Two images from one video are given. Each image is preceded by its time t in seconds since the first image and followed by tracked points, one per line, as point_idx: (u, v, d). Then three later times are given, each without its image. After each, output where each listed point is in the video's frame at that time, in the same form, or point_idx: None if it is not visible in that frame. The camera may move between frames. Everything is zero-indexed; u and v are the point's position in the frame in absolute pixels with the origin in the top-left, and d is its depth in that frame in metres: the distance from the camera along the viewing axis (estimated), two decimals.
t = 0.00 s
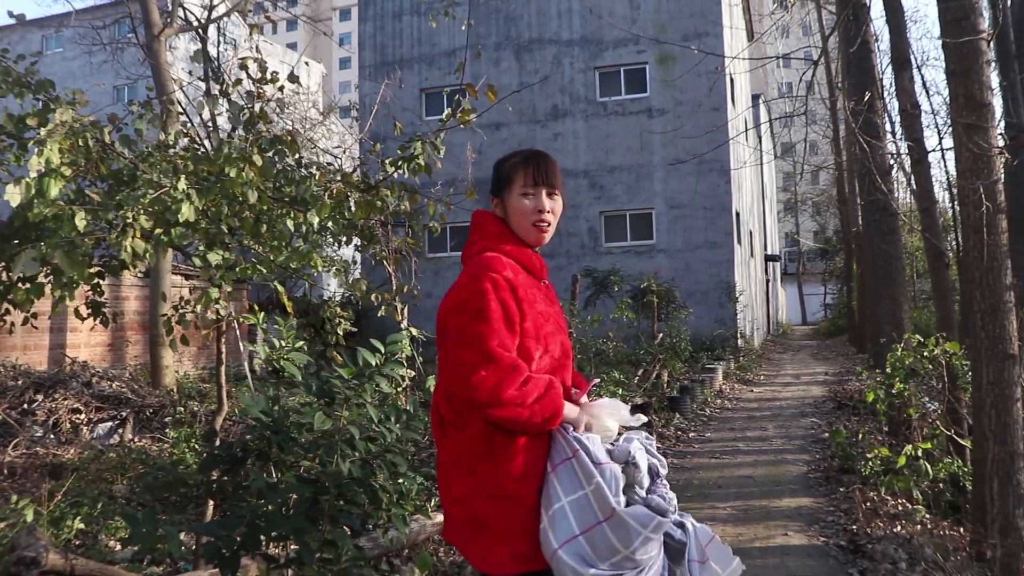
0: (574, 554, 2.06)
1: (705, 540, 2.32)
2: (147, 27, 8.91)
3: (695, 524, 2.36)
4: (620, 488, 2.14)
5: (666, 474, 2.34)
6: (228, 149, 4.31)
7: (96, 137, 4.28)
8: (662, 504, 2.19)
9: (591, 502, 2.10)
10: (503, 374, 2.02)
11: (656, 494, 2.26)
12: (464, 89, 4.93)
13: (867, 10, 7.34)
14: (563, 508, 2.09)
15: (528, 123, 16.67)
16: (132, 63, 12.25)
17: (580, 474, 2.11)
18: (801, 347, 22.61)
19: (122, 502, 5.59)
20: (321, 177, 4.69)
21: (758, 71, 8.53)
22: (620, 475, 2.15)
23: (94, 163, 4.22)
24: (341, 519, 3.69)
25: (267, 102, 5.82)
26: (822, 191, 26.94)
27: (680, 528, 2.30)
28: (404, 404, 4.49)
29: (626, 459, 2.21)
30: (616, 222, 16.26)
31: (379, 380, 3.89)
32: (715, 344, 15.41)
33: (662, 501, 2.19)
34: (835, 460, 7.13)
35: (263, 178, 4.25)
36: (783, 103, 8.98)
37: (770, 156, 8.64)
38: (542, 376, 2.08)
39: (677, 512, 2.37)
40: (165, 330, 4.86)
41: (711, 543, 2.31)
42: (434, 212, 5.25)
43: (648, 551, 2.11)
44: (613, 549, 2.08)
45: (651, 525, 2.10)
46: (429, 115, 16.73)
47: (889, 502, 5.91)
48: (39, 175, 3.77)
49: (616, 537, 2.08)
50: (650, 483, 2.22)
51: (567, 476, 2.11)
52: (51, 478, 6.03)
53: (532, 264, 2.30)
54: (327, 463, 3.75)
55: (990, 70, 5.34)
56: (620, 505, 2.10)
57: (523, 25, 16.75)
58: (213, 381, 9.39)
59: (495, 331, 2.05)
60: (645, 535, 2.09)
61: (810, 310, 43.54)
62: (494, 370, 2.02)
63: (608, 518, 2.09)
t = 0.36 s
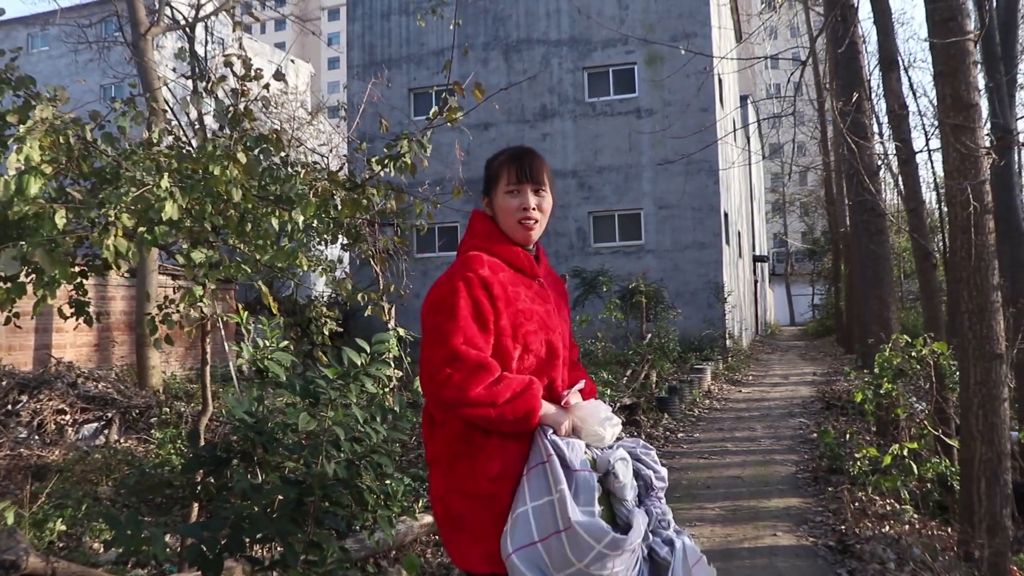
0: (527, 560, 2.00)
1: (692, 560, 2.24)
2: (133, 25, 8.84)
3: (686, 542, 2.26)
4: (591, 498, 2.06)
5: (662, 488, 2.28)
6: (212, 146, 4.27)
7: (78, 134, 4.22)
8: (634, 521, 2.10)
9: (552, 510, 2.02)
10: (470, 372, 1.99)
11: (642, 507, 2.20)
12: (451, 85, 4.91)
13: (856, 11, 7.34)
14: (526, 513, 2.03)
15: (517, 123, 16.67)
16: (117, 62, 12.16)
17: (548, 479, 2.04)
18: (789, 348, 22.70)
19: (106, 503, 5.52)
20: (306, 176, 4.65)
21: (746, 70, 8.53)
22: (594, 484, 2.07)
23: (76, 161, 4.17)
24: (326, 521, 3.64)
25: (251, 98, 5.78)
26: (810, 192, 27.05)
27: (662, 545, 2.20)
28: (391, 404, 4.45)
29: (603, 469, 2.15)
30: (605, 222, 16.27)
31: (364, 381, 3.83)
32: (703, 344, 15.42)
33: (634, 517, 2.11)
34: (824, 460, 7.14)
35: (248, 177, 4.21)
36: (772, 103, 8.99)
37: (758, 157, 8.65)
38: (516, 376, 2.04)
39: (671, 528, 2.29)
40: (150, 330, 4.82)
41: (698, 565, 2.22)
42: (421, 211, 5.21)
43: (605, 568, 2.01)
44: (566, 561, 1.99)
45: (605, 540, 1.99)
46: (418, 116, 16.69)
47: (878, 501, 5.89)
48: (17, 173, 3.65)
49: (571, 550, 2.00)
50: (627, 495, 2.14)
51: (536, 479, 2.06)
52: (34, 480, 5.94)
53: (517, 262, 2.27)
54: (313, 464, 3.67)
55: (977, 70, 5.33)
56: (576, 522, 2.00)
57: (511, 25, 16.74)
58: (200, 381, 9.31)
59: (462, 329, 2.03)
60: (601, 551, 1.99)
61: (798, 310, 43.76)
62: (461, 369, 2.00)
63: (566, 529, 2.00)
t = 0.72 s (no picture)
0: (521, 566, 1.98)
1: (697, 568, 2.17)
2: (129, 25, 8.81)
3: (693, 549, 2.20)
4: (590, 504, 2.02)
5: (668, 492, 2.24)
6: (208, 145, 4.25)
7: (72, 133, 4.21)
8: (636, 527, 2.05)
9: (547, 514, 2.00)
10: (461, 376, 1.98)
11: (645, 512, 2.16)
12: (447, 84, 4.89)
13: (853, 11, 7.32)
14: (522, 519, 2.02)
15: (514, 123, 16.66)
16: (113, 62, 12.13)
17: (544, 483, 2.02)
18: (785, 347, 22.73)
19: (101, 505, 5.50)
20: (302, 175, 4.64)
21: (744, 69, 8.52)
22: (593, 489, 2.04)
23: (70, 160, 4.15)
24: (322, 522, 3.62)
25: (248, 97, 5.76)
26: (806, 192, 27.08)
27: (667, 552, 2.15)
28: (387, 404, 4.44)
29: (606, 473, 2.11)
30: (602, 223, 16.26)
31: (360, 380, 3.81)
32: (700, 344, 15.43)
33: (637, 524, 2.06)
34: (821, 460, 7.13)
35: (244, 176, 4.19)
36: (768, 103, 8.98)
37: (755, 156, 8.65)
38: (511, 378, 2.02)
39: (679, 533, 2.23)
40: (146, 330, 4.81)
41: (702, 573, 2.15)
42: (416, 210, 5.18)
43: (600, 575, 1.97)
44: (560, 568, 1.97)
45: (599, 548, 1.94)
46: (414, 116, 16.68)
47: (876, 501, 5.88)
48: (11, 172, 3.63)
49: (565, 556, 1.97)
50: (629, 501, 2.10)
51: (534, 483, 2.03)
52: (30, 481, 5.92)
53: (512, 261, 2.25)
54: (308, 465, 3.65)
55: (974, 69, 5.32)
56: (571, 529, 1.97)
57: (508, 26, 16.74)
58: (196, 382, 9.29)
59: (454, 331, 2.02)
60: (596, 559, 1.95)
61: (795, 310, 43.79)
62: (452, 373, 1.99)
63: (561, 535, 1.97)
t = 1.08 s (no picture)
0: (517, 570, 1.98)
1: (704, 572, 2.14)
2: (126, 25, 8.81)
3: (699, 553, 2.17)
4: (588, 507, 2.00)
5: (674, 493, 2.20)
6: (202, 143, 4.25)
7: (66, 132, 4.21)
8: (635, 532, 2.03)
9: (544, 519, 1.98)
10: (455, 377, 1.96)
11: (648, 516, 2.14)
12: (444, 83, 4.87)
13: (851, 10, 7.30)
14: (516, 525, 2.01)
15: (512, 123, 16.66)
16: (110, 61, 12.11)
17: (540, 487, 2.00)
18: (784, 347, 22.75)
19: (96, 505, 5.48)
20: (298, 175, 4.63)
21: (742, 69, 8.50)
22: (591, 491, 2.01)
23: (63, 157, 4.15)
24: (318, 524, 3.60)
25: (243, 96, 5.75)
26: (804, 192, 27.11)
27: (672, 556, 2.13)
28: (384, 404, 4.43)
29: (605, 476, 2.09)
30: (600, 223, 16.25)
31: (356, 381, 3.84)
32: (699, 344, 15.43)
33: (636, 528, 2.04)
34: (820, 460, 7.12)
35: (239, 175, 4.17)
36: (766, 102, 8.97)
37: (752, 155, 8.64)
38: (507, 379, 2.00)
39: (684, 537, 2.22)
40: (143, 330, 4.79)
41: None
42: (414, 209, 5.17)
43: None
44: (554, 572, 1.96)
45: (592, 553, 1.94)
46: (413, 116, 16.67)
47: (874, 502, 5.87)
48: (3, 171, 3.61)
49: (559, 561, 1.97)
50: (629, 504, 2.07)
51: (531, 486, 2.02)
52: (25, 482, 5.90)
53: (508, 260, 2.23)
54: (304, 466, 3.64)
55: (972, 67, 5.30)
56: (564, 533, 1.95)
57: (506, 25, 16.75)
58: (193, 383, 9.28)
59: (446, 333, 2.00)
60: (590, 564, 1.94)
61: (793, 310, 43.82)
62: (445, 375, 1.97)
63: (555, 541, 1.96)
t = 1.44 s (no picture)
0: None
1: None
2: (124, 24, 8.83)
3: (698, 564, 2.17)
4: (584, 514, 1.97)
5: (673, 500, 2.17)
6: (194, 138, 4.27)
7: (59, 129, 4.23)
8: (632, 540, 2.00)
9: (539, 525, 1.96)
10: (451, 380, 1.95)
11: (649, 525, 2.11)
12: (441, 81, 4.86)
13: (851, 10, 7.29)
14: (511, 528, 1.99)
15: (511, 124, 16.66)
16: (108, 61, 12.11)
17: (536, 490, 1.98)
18: (782, 348, 22.75)
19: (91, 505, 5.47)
20: (291, 172, 4.63)
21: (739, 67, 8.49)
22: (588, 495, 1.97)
23: (55, 154, 4.17)
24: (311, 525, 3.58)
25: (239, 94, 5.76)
26: (803, 193, 27.16)
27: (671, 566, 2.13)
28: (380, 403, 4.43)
29: (604, 481, 2.05)
30: (599, 224, 16.25)
31: (350, 381, 3.76)
32: (697, 345, 15.42)
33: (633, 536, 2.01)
34: (818, 461, 7.11)
35: (232, 174, 4.16)
36: (764, 103, 8.97)
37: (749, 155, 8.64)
38: (505, 382, 1.98)
39: (684, 547, 2.22)
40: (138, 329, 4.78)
41: None
42: (409, 208, 5.16)
43: None
44: None
45: (584, 563, 1.90)
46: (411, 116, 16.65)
47: (872, 503, 5.86)
48: None
49: (553, 569, 1.94)
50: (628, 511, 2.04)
51: (527, 489, 2.00)
52: (20, 482, 5.88)
53: (506, 259, 2.22)
54: (297, 467, 3.64)
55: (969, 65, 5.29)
56: (556, 540, 1.92)
57: (504, 25, 16.75)
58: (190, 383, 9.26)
59: (442, 334, 1.99)
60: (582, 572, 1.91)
61: (791, 312, 43.86)
62: (440, 377, 1.96)
63: (548, 549, 1.94)
